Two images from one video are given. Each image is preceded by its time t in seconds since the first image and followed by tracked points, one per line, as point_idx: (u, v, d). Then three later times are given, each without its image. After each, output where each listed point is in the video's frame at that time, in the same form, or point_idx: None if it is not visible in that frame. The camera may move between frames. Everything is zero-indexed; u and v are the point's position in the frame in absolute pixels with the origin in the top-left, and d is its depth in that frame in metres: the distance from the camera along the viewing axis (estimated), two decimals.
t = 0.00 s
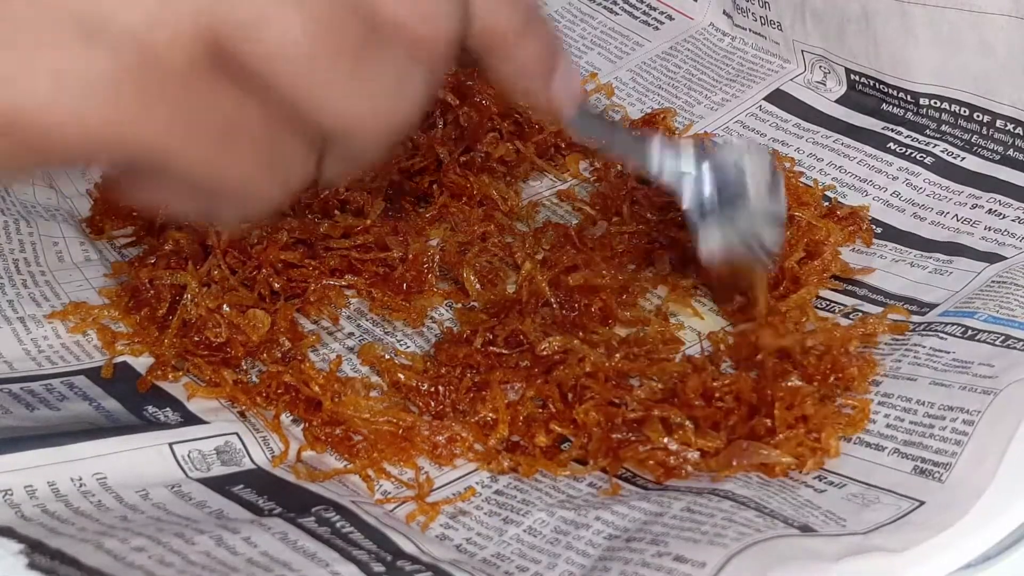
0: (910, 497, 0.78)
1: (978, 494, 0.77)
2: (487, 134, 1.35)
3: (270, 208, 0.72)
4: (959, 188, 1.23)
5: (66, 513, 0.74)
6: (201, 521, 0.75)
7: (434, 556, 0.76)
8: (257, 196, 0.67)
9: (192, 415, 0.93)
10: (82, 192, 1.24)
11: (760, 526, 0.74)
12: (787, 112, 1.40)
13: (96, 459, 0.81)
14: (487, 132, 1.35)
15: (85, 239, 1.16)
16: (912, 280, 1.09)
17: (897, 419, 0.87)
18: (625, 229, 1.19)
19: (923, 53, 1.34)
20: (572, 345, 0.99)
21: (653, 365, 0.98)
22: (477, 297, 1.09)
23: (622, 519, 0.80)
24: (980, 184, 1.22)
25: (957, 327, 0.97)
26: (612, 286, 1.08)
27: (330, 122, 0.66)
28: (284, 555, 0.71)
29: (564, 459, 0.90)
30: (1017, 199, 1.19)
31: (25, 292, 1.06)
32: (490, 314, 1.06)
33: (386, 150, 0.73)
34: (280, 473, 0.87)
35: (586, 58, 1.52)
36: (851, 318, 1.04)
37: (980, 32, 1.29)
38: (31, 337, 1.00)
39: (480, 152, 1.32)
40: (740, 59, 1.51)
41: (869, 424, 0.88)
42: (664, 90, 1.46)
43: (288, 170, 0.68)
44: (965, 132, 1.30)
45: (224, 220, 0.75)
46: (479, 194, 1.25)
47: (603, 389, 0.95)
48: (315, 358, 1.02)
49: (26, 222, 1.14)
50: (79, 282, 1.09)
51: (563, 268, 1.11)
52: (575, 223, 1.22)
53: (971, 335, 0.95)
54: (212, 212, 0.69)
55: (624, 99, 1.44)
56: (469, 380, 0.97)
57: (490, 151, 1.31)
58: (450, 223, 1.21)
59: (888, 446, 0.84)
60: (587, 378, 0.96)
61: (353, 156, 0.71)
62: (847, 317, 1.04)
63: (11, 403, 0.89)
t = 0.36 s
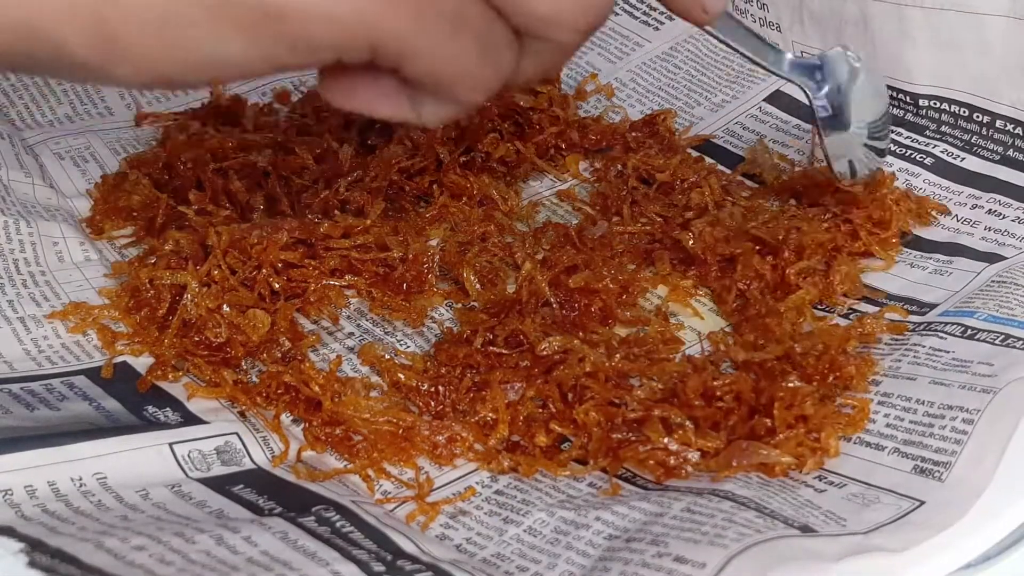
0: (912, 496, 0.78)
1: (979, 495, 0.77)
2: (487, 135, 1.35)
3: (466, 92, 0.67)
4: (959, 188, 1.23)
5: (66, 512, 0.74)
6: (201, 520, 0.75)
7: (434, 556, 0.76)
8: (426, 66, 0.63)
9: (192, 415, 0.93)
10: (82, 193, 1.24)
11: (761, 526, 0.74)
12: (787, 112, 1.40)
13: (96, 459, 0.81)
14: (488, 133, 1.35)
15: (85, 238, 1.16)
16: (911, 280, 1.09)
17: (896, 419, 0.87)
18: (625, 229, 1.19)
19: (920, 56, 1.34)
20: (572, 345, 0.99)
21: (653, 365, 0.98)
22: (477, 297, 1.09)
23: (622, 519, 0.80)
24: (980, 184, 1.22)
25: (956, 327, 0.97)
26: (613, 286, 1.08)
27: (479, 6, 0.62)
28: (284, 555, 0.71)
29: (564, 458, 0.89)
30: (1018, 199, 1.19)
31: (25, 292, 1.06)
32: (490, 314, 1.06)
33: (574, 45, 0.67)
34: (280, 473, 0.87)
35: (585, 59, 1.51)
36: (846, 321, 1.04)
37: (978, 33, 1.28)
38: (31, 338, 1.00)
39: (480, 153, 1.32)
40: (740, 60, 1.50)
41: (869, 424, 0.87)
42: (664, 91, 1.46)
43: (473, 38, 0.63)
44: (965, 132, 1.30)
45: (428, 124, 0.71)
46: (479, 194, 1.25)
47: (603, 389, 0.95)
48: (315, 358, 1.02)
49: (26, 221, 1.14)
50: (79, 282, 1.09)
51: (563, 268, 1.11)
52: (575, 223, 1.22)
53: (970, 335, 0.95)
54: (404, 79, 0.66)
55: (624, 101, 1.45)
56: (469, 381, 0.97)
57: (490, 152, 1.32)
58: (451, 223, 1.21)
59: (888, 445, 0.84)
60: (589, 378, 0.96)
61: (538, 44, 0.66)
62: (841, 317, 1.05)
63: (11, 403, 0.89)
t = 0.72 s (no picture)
0: (914, 496, 0.78)
1: (977, 483, 0.76)
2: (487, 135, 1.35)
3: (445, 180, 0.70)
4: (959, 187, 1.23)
5: (66, 512, 0.74)
6: (201, 519, 0.75)
7: (433, 556, 0.76)
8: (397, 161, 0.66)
9: (192, 414, 0.93)
10: (82, 193, 1.24)
11: (761, 532, 0.74)
12: (787, 113, 1.40)
13: (96, 458, 0.81)
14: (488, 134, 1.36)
15: (85, 239, 1.16)
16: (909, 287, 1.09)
17: (893, 416, 0.86)
18: (626, 229, 1.19)
19: (922, 56, 1.34)
20: (572, 345, 0.99)
21: (653, 366, 0.98)
22: (477, 297, 1.09)
23: (623, 521, 0.80)
24: (980, 184, 1.22)
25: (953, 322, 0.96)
26: (613, 286, 1.08)
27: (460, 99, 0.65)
28: (284, 554, 0.71)
29: (564, 457, 0.89)
30: (1017, 199, 1.19)
31: (25, 292, 1.06)
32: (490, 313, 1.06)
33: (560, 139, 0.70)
34: (280, 473, 0.87)
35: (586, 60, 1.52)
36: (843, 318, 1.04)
37: (979, 33, 1.28)
38: (31, 338, 1.00)
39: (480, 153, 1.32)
40: (740, 60, 1.51)
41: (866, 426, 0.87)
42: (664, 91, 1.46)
43: (445, 133, 0.66)
44: (965, 132, 1.29)
45: (403, 217, 0.74)
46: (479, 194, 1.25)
47: (603, 390, 0.95)
48: (315, 356, 1.02)
49: (26, 222, 1.14)
50: (80, 282, 1.09)
51: (564, 268, 1.11)
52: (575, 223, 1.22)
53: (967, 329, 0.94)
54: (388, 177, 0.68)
55: (624, 101, 1.45)
56: (470, 381, 0.97)
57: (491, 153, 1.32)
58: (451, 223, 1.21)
59: (886, 445, 0.84)
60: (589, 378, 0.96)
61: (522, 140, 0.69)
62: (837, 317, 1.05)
63: (11, 403, 0.89)
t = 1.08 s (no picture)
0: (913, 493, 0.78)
1: (976, 485, 0.77)
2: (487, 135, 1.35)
3: (227, 156, 0.70)
4: (959, 188, 1.23)
5: (66, 510, 0.74)
6: (201, 516, 0.75)
7: (434, 554, 0.76)
8: (174, 150, 0.66)
9: (192, 415, 0.93)
10: (82, 193, 1.24)
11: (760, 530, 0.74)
12: (787, 115, 1.40)
13: (96, 458, 0.81)
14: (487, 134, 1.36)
15: (85, 239, 1.16)
16: (909, 292, 1.09)
17: (895, 418, 0.87)
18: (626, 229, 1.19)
19: (920, 60, 1.33)
20: (572, 345, 0.98)
21: (653, 366, 0.98)
22: (477, 297, 1.09)
23: (623, 520, 0.80)
24: (980, 184, 1.23)
25: (952, 328, 0.97)
26: (612, 286, 1.09)
27: (216, 81, 0.64)
28: (285, 551, 0.71)
29: (564, 457, 0.89)
30: (1018, 199, 1.19)
31: (25, 292, 1.06)
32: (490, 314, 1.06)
33: (317, 114, 0.70)
34: (280, 473, 0.87)
35: (586, 60, 1.52)
36: (840, 317, 1.05)
37: (977, 35, 1.27)
38: (31, 338, 1.00)
39: (480, 153, 1.33)
40: (739, 61, 1.51)
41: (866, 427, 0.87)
42: (665, 92, 1.46)
43: (208, 117, 0.65)
44: (965, 134, 1.29)
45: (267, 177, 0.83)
46: (479, 195, 1.25)
47: (603, 389, 0.94)
48: (315, 357, 1.02)
49: (25, 222, 1.14)
50: (79, 282, 1.10)
51: (563, 268, 1.11)
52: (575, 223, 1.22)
53: (966, 335, 0.95)
54: (179, 164, 0.68)
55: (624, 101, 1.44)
56: (470, 381, 0.97)
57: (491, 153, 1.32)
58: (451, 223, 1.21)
59: (887, 445, 0.84)
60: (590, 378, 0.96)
61: (281, 115, 0.68)
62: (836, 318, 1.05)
63: (11, 403, 0.89)
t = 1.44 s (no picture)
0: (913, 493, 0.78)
1: (976, 486, 0.77)
2: (487, 135, 1.35)
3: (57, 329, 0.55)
4: (959, 188, 1.23)
5: (66, 515, 0.74)
6: (200, 520, 0.75)
7: (433, 555, 0.76)
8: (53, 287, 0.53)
9: (192, 415, 0.93)
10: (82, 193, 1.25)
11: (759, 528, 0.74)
12: (787, 115, 1.40)
13: (96, 460, 0.81)
14: (488, 134, 1.36)
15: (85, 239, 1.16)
16: (910, 292, 1.09)
17: (895, 420, 0.87)
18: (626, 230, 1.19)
19: (920, 61, 1.32)
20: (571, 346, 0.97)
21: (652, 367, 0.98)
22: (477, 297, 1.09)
23: (622, 521, 0.80)
24: (979, 184, 1.23)
25: (953, 328, 0.97)
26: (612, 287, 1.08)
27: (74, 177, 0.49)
28: (283, 553, 0.71)
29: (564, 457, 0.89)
30: (1018, 199, 1.19)
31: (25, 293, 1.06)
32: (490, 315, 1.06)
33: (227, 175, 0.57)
34: (280, 473, 0.87)
35: (586, 60, 1.52)
36: (840, 317, 1.05)
37: (977, 35, 1.27)
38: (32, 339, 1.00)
39: (480, 153, 1.33)
40: (739, 62, 1.51)
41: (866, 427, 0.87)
42: (665, 92, 1.46)
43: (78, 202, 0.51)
44: (965, 134, 1.29)
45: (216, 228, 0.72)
46: (479, 195, 1.25)
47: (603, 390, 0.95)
48: (315, 357, 1.02)
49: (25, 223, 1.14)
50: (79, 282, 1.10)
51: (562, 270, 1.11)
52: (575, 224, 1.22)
53: (966, 335, 0.95)
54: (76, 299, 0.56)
55: (623, 101, 1.44)
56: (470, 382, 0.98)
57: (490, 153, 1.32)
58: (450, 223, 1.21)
59: (886, 446, 0.84)
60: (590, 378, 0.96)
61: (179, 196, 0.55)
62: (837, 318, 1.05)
63: (11, 404, 0.89)
